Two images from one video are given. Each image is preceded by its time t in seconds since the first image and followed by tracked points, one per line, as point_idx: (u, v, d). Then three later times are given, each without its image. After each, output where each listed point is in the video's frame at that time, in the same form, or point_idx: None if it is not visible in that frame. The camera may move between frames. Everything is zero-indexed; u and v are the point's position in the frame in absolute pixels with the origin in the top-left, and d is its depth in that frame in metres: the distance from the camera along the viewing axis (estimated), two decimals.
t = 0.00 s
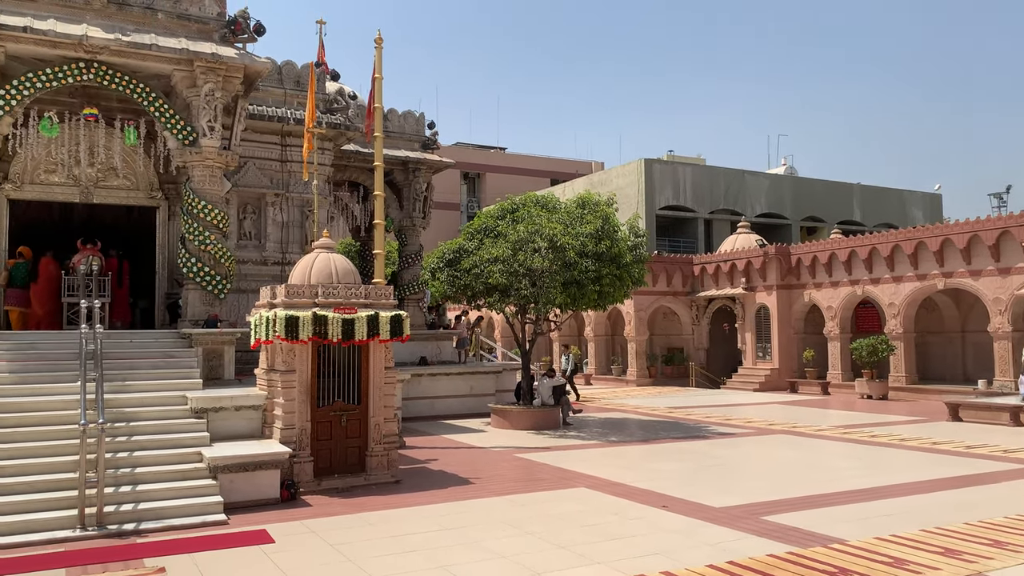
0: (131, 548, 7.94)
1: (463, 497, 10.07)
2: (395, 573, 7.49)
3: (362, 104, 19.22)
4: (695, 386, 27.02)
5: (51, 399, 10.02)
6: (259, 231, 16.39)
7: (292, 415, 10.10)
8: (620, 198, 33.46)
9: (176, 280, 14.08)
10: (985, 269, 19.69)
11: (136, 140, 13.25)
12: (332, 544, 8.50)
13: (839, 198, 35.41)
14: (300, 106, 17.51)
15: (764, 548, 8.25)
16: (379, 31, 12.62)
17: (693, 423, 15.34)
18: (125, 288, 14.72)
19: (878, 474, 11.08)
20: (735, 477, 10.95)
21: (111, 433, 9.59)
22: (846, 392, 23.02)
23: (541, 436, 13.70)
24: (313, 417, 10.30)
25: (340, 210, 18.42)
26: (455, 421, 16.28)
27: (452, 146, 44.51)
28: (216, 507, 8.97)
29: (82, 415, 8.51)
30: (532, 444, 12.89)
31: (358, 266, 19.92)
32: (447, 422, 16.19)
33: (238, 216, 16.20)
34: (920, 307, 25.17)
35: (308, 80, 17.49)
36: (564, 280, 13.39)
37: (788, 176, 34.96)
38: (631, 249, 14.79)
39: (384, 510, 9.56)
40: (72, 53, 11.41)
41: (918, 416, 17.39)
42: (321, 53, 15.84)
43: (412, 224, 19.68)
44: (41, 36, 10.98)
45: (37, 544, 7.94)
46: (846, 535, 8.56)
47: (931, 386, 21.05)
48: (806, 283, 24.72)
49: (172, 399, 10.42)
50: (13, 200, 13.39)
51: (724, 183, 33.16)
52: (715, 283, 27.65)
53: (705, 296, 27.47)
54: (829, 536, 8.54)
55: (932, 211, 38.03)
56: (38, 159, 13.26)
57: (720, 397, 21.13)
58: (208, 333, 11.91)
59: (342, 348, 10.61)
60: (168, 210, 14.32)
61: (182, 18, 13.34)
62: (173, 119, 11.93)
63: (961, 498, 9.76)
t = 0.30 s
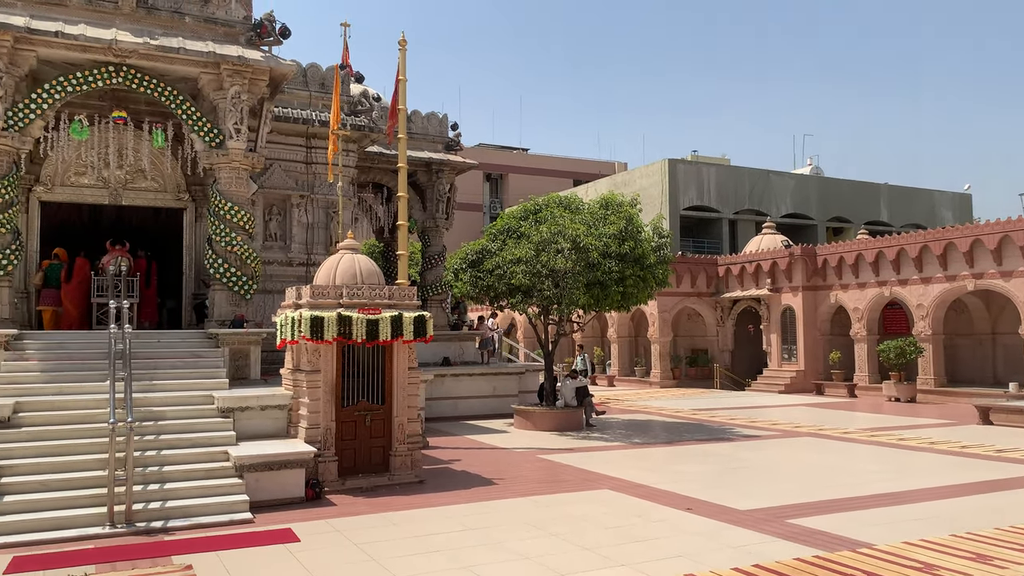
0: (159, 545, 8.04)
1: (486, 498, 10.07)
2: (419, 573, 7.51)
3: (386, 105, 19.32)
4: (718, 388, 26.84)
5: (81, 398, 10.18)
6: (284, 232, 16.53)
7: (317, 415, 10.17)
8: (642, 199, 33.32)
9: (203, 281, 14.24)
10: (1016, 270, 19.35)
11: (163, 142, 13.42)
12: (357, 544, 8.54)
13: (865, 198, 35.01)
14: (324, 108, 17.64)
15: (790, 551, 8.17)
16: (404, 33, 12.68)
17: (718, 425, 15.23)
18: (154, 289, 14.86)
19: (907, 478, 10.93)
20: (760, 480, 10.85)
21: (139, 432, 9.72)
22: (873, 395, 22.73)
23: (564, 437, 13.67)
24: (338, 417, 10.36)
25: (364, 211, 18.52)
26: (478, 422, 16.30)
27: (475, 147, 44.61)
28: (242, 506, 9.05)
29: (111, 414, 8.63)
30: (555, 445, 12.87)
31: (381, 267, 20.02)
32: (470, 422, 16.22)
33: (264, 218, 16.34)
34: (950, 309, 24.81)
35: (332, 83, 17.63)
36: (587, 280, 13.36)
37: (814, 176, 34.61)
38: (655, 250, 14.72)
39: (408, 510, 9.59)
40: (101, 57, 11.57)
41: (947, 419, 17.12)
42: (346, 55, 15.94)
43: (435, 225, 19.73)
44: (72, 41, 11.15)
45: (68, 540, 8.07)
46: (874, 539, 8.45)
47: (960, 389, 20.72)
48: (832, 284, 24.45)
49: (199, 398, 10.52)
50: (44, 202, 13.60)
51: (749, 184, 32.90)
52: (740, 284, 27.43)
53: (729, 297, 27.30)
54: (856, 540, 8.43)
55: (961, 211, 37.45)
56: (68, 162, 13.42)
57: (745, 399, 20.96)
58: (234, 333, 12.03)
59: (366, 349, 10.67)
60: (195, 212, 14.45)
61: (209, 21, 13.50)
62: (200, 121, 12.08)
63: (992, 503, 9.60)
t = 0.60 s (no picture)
0: (188, 543, 8.13)
1: (510, 498, 10.07)
2: (444, 573, 7.53)
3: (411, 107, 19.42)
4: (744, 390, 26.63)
5: (111, 396, 10.32)
6: (310, 233, 16.65)
7: (342, 414, 10.23)
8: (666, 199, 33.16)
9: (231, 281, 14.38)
10: None
11: (191, 144, 13.57)
12: (382, 543, 8.58)
13: (893, 198, 34.56)
14: (349, 110, 17.78)
15: (818, 554, 8.07)
16: (428, 35, 12.72)
17: (743, 427, 15.10)
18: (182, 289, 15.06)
19: (937, 481, 10.75)
20: (786, 483, 10.73)
21: (168, 431, 9.83)
22: (901, 397, 22.43)
23: (588, 438, 13.64)
24: (363, 416, 10.42)
25: (388, 212, 18.60)
26: (502, 423, 16.31)
27: (498, 147, 44.66)
28: (269, 504, 9.12)
29: (141, 412, 8.75)
30: (579, 446, 12.83)
31: (406, 267, 20.10)
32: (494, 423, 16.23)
33: (290, 219, 16.48)
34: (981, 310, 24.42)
35: (357, 84, 17.74)
36: (611, 281, 13.31)
37: (841, 176, 34.23)
38: (680, 250, 14.64)
39: (433, 509, 9.61)
40: (131, 61, 11.73)
41: (978, 422, 16.84)
42: (371, 57, 16.02)
43: (458, 226, 19.77)
44: (103, 45, 11.30)
45: (99, 538, 8.19)
46: (904, 543, 8.32)
47: (992, 392, 20.37)
48: (860, 284, 24.17)
49: (226, 398, 10.63)
50: (75, 204, 13.80)
51: (775, 184, 32.62)
52: (766, 285, 27.21)
53: (755, 298, 27.12)
54: (886, 544, 8.31)
55: (992, 211, 36.81)
56: (98, 164, 13.62)
57: (771, 401, 20.77)
58: (261, 333, 12.13)
59: (390, 349, 10.71)
60: (222, 213, 14.61)
61: (236, 24, 13.66)
62: (228, 123, 12.22)
63: None
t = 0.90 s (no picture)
0: (215, 541, 8.21)
1: (534, 499, 10.06)
2: (469, 573, 7.53)
3: (434, 108, 19.49)
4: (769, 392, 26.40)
5: (140, 396, 10.45)
6: (334, 234, 16.76)
7: (367, 414, 10.28)
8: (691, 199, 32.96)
9: (257, 283, 14.50)
10: None
11: (218, 146, 13.71)
12: (407, 542, 8.60)
13: (922, 198, 34.08)
14: (374, 111, 17.88)
15: (846, 558, 7.97)
16: (452, 36, 12.75)
17: (769, 429, 14.96)
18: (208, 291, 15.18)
19: (968, 485, 10.58)
20: (813, 486, 10.61)
21: (195, 430, 9.94)
22: (931, 399, 22.12)
23: (612, 440, 13.59)
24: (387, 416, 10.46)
25: (412, 213, 18.66)
26: (525, 424, 16.30)
27: (521, 148, 44.71)
28: (294, 504, 9.19)
29: (169, 412, 8.85)
30: (603, 447, 12.79)
31: (429, 269, 20.15)
32: (517, 424, 16.23)
33: (316, 220, 16.59)
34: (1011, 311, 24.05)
35: (381, 87, 17.85)
36: (635, 282, 13.26)
37: (868, 175, 33.83)
38: (704, 250, 14.54)
39: (457, 510, 9.62)
40: (159, 64, 11.88)
41: (1010, 425, 16.54)
42: (395, 59, 16.10)
43: (482, 227, 19.77)
44: (132, 49, 11.46)
45: (129, 535, 8.31)
46: (934, 548, 8.19)
47: None
48: (888, 285, 23.86)
49: (252, 397, 10.72)
50: (105, 206, 14.01)
51: (802, 183, 32.31)
52: (792, 285, 26.96)
53: (781, 299, 26.89)
54: (916, 548, 8.19)
55: None
56: (127, 167, 13.81)
57: (796, 403, 20.55)
58: (286, 334, 12.22)
59: (414, 349, 10.75)
60: (248, 214, 14.74)
61: (262, 27, 13.80)
62: (254, 126, 12.33)
63: None
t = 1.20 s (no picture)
0: (242, 541, 8.28)
1: (557, 501, 10.04)
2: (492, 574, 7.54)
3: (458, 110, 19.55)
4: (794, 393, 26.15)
5: (167, 396, 10.58)
6: (358, 236, 16.85)
7: (390, 415, 10.33)
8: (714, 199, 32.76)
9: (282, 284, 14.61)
10: None
11: (244, 149, 13.85)
12: (431, 543, 8.62)
13: (951, 198, 33.60)
14: (397, 114, 17.96)
15: (874, 562, 7.86)
16: (475, 38, 12.76)
17: (794, 431, 14.81)
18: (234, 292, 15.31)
19: (998, 489, 10.40)
20: (839, 489, 10.49)
21: (222, 430, 10.04)
22: (960, 402, 21.79)
23: (635, 441, 13.53)
24: (411, 417, 10.50)
25: (434, 215, 18.70)
26: (548, 425, 16.29)
27: (544, 149, 44.73)
28: (319, 504, 9.25)
29: (195, 412, 8.94)
30: (626, 449, 12.74)
31: (452, 270, 20.20)
32: (540, 425, 16.21)
33: (339, 222, 16.69)
34: None
35: (404, 89, 17.94)
36: (659, 283, 13.20)
37: (896, 175, 33.42)
38: (729, 251, 14.45)
39: (480, 511, 9.63)
40: (186, 68, 12.03)
41: None
42: (418, 62, 16.16)
43: (504, 228, 19.77)
44: (159, 54, 11.61)
45: (156, 534, 8.41)
46: (964, 552, 8.06)
47: None
48: (916, 286, 23.54)
49: (278, 398, 10.81)
50: (133, 208, 14.21)
51: (827, 183, 32.02)
52: (817, 286, 26.70)
53: (807, 300, 26.66)
54: (945, 553, 8.06)
55: None
56: (155, 170, 13.98)
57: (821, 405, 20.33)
58: (311, 335, 12.30)
59: (438, 350, 10.78)
60: (273, 217, 14.86)
61: (286, 31, 13.91)
62: (278, 129, 12.42)
63: None
